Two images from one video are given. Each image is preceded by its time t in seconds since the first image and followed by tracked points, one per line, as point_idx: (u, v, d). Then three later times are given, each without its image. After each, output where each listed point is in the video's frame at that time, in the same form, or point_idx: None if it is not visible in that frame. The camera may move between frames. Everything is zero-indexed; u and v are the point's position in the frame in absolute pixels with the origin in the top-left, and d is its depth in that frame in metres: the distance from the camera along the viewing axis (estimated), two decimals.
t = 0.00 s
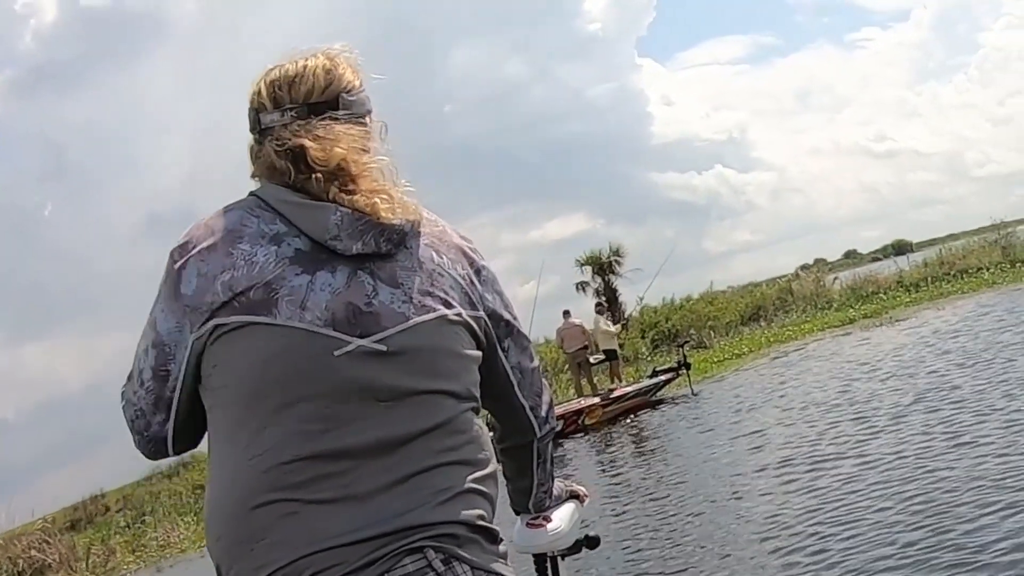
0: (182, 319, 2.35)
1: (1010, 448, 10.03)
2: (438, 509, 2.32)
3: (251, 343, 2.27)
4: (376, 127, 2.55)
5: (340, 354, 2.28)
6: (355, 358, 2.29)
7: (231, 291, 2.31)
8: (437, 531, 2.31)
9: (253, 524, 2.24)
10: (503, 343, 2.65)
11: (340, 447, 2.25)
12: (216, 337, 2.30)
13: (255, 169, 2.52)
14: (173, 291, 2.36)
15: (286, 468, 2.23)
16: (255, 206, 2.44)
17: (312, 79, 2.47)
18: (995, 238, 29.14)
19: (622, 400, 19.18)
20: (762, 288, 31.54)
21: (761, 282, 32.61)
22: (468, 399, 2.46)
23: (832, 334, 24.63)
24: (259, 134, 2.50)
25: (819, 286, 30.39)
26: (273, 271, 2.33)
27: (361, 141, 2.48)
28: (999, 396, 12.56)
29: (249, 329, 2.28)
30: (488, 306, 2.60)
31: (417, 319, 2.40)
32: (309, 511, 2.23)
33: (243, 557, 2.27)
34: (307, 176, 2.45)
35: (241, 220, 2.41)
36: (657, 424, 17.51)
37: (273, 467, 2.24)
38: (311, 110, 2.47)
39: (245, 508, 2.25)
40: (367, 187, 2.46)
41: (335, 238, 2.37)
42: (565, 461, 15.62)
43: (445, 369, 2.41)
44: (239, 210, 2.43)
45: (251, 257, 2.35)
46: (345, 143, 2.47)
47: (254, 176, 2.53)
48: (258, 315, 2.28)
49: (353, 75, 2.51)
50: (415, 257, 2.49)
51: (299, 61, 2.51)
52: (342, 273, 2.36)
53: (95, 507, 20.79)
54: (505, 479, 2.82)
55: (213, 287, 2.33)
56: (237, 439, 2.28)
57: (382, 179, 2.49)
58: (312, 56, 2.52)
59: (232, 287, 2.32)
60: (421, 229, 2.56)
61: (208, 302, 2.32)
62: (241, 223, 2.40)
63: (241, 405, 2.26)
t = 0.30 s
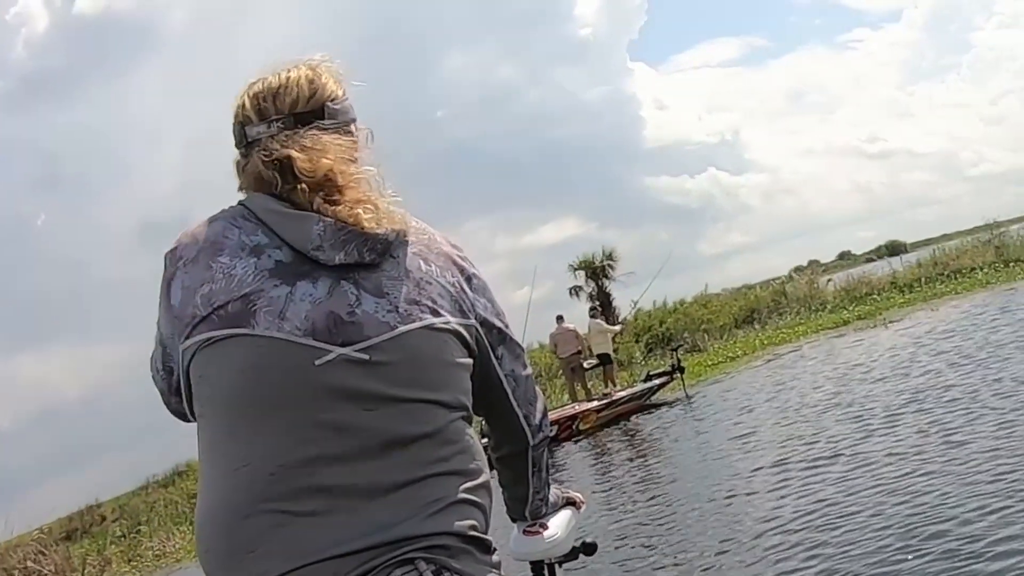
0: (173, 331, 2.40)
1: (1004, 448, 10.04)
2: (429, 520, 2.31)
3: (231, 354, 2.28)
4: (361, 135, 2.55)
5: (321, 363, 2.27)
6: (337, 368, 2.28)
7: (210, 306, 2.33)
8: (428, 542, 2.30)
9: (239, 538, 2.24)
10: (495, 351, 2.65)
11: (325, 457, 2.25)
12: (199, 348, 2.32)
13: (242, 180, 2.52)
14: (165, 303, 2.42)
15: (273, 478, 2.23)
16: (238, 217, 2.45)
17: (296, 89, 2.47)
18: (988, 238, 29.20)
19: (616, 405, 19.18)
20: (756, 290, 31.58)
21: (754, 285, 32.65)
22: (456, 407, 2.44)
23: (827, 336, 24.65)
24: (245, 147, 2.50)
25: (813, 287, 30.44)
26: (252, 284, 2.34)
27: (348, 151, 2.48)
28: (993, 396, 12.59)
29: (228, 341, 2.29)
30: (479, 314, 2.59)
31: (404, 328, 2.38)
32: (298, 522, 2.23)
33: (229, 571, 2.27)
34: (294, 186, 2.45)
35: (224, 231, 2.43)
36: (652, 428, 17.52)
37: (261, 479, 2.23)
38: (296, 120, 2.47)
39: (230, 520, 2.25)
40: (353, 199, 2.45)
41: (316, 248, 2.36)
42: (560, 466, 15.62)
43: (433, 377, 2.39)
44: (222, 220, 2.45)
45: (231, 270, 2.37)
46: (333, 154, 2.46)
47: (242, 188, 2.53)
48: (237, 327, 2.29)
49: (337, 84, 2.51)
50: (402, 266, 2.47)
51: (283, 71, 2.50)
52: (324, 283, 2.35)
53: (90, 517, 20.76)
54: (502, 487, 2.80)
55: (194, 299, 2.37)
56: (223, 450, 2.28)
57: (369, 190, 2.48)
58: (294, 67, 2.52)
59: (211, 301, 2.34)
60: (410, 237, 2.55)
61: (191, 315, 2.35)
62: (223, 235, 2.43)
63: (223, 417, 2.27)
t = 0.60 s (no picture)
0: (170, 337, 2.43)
1: (999, 450, 10.07)
2: (425, 527, 2.31)
3: (223, 363, 2.29)
4: (349, 143, 2.55)
5: (311, 370, 2.26)
6: (328, 374, 2.27)
7: (202, 314, 2.35)
8: (425, 550, 2.29)
9: (235, 544, 2.25)
10: (491, 356, 2.65)
11: (316, 463, 2.25)
12: (194, 355, 2.34)
13: (233, 194, 2.54)
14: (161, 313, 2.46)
15: (266, 484, 2.23)
16: (229, 225, 2.46)
17: (279, 101, 2.49)
18: (981, 239, 29.26)
19: (610, 410, 19.19)
20: (749, 294, 31.65)
21: (748, 288, 32.68)
22: (450, 413, 2.43)
23: (821, 339, 24.69)
24: (234, 162, 2.53)
25: (806, 290, 30.49)
26: (242, 293, 2.35)
27: (333, 157, 2.49)
28: (988, 397, 12.63)
29: (220, 349, 2.30)
30: (474, 319, 2.59)
31: (395, 335, 2.36)
32: (293, 529, 2.23)
33: None
34: (281, 196, 2.46)
35: (216, 240, 2.45)
36: (647, 433, 17.54)
37: (254, 483, 2.23)
38: (280, 132, 2.48)
39: (225, 527, 2.26)
40: (342, 207, 2.45)
41: (307, 256, 2.36)
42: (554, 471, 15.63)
43: (427, 383, 2.38)
44: (213, 229, 2.47)
45: (221, 279, 2.38)
46: (318, 162, 2.47)
47: (232, 203, 2.55)
48: (229, 334, 2.30)
49: (320, 94, 2.52)
50: (394, 273, 2.45)
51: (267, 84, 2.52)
52: (315, 290, 2.34)
53: (85, 527, 20.70)
54: (500, 493, 2.77)
55: (186, 308, 2.39)
56: (217, 458, 2.29)
57: (358, 198, 2.48)
58: (278, 79, 2.53)
59: (203, 310, 2.36)
60: (403, 243, 2.54)
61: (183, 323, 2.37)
62: (215, 243, 2.44)
63: (217, 425, 2.29)
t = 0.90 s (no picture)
0: (169, 341, 2.42)
1: (998, 450, 10.07)
2: (426, 528, 2.30)
3: (225, 365, 2.28)
4: (343, 145, 2.55)
5: (315, 371, 2.26)
6: (330, 375, 2.27)
7: (205, 318, 2.35)
8: (426, 550, 2.29)
9: (236, 547, 2.25)
10: (492, 358, 2.64)
11: (317, 465, 2.24)
12: (194, 359, 2.34)
13: (231, 203, 2.56)
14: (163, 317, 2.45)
15: (267, 486, 2.23)
16: (231, 229, 2.47)
17: (268, 108, 2.51)
18: (980, 240, 29.26)
19: (609, 412, 19.16)
20: (748, 295, 31.66)
21: (746, 290, 32.67)
22: (454, 414, 2.43)
23: (819, 340, 24.69)
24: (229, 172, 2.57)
25: (805, 292, 30.50)
26: (244, 296, 2.34)
27: (320, 157, 2.49)
28: (988, 398, 12.63)
29: (222, 352, 2.29)
30: (475, 320, 2.58)
31: (396, 335, 2.36)
32: (294, 530, 2.23)
33: None
34: (270, 200, 2.46)
35: (218, 243, 2.45)
36: (645, 434, 17.55)
37: (255, 485, 2.23)
38: (268, 138, 2.50)
39: (223, 531, 2.26)
40: (329, 206, 2.44)
41: (306, 256, 2.36)
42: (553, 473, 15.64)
43: (429, 384, 2.38)
44: (216, 232, 2.47)
45: (224, 282, 2.38)
46: (298, 162, 2.47)
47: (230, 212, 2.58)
48: (231, 337, 2.30)
49: (310, 97, 2.53)
50: (394, 274, 2.45)
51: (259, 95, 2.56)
52: (316, 292, 2.34)
53: (84, 530, 20.69)
54: (503, 494, 2.77)
55: (190, 312, 2.39)
56: (219, 460, 2.29)
57: (344, 196, 2.46)
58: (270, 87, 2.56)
59: (206, 313, 2.35)
60: (402, 244, 2.54)
61: (187, 326, 2.37)
62: (218, 247, 2.45)
63: (217, 427, 2.28)
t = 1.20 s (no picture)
0: (168, 336, 2.40)
1: (997, 449, 10.07)
2: (427, 524, 2.29)
3: (228, 363, 2.28)
4: (342, 141, 2.54)
5: (319, 367, 2.26)
6: (333, 371, 2.26)
7: (210, 312, 2.35)
8: (427, 546, 2.28)
9: (236, 544, 2.24)
10: (495, 356, 2.63)
11: (318, 462, 2.23)
12: (196, 355, 2.33)
13: (233, 204, 2.56)
14: (160, 310, 2.43)
15: (268, 483, 2.22)
16: (234, 224, 2.47)
17: (265, 108, 2.52)
18: (979, 239, 29.25)
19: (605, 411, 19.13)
20: (746, 294, 31.66)
21: (745, 289, 32.66)
22: (457, 410, 2.42)
23: (818, 340, 24.68)
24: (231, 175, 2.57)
25: (803, 291, 30.50)
26: (250, 290, 2.34)
27: (316, 152, 2.48)
28: (986, 397, 12.63)
29: (227, 346, 2.29)
30: (477, 318, 2.58)
31: (398, 330, 2.36)
32: (295, 527, 2.22)
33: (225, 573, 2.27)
34: (268, 197, 2.46)
35: (223, 238, 2.44)
36: (643, 433, 17.54)
37: (256, 482, 2.23)
38: (266, 138, 2.51)
39: (223, 529, 2.25)
40: (325, 199, 2.43)
41: (306, 250, 2.36)
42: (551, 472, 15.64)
43: (433, 380, 2.37)
44: (220, 227, 2.47)
45: (230, 275, 2.38)
46: (292, 158, 2.46)
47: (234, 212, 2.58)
48: (236, 333, 2.30)
49: (307, 95, 2.53)
50: (396, 270, 2.46)
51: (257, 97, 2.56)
52: (320, 287, 2.35)
53: (82, 529, 20.68)
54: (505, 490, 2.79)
55: (194, 304, 2.37)
56: (219, 458, 2.28)
57: (339, 188, 2.45)
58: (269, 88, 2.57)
59: (211, 308, 2.35)
60: (403, 241, 2.54)
61: (191, 319, 2.36)
62: (222, 241, 2.44)
63: (218, 424, 2.28)
